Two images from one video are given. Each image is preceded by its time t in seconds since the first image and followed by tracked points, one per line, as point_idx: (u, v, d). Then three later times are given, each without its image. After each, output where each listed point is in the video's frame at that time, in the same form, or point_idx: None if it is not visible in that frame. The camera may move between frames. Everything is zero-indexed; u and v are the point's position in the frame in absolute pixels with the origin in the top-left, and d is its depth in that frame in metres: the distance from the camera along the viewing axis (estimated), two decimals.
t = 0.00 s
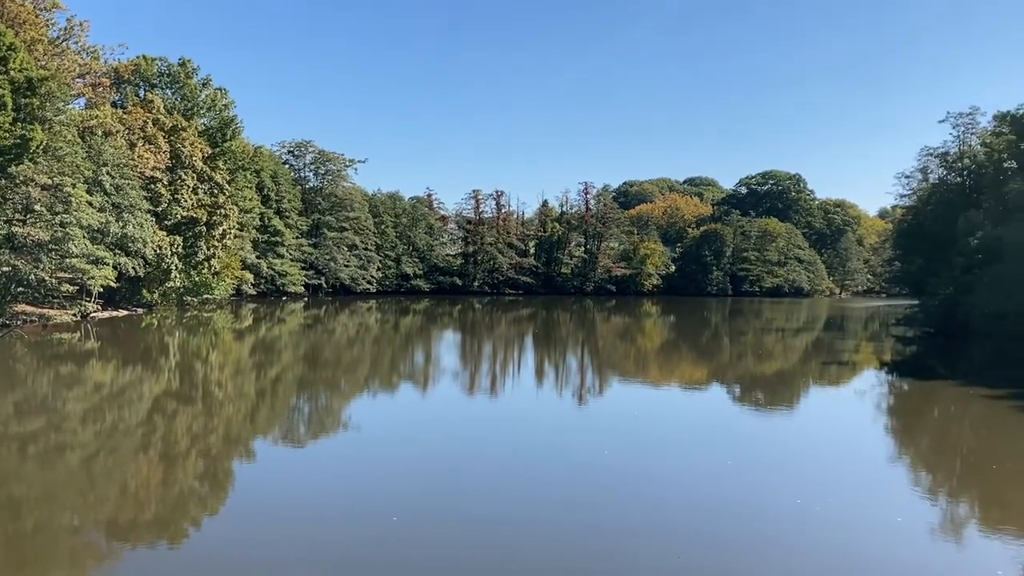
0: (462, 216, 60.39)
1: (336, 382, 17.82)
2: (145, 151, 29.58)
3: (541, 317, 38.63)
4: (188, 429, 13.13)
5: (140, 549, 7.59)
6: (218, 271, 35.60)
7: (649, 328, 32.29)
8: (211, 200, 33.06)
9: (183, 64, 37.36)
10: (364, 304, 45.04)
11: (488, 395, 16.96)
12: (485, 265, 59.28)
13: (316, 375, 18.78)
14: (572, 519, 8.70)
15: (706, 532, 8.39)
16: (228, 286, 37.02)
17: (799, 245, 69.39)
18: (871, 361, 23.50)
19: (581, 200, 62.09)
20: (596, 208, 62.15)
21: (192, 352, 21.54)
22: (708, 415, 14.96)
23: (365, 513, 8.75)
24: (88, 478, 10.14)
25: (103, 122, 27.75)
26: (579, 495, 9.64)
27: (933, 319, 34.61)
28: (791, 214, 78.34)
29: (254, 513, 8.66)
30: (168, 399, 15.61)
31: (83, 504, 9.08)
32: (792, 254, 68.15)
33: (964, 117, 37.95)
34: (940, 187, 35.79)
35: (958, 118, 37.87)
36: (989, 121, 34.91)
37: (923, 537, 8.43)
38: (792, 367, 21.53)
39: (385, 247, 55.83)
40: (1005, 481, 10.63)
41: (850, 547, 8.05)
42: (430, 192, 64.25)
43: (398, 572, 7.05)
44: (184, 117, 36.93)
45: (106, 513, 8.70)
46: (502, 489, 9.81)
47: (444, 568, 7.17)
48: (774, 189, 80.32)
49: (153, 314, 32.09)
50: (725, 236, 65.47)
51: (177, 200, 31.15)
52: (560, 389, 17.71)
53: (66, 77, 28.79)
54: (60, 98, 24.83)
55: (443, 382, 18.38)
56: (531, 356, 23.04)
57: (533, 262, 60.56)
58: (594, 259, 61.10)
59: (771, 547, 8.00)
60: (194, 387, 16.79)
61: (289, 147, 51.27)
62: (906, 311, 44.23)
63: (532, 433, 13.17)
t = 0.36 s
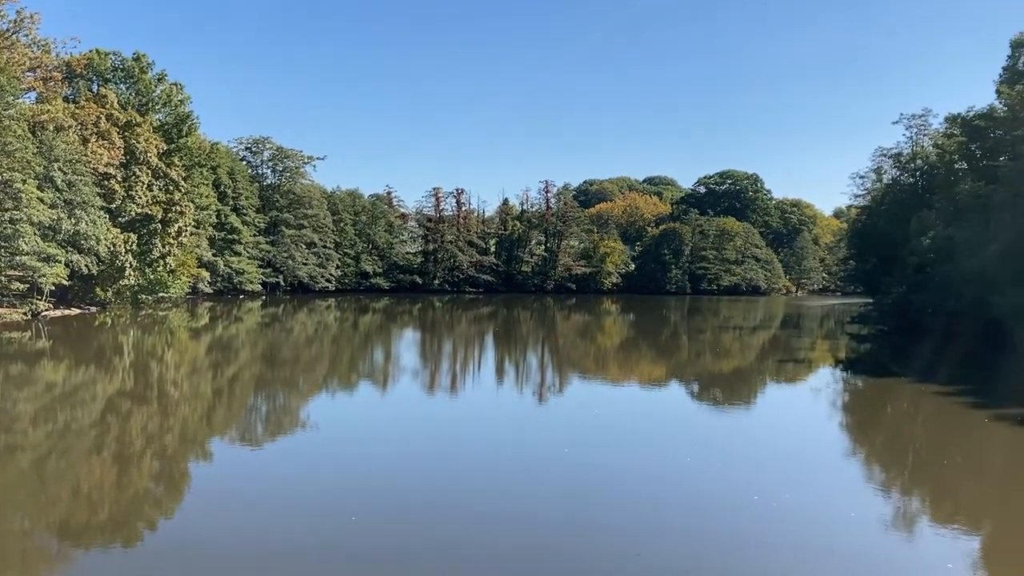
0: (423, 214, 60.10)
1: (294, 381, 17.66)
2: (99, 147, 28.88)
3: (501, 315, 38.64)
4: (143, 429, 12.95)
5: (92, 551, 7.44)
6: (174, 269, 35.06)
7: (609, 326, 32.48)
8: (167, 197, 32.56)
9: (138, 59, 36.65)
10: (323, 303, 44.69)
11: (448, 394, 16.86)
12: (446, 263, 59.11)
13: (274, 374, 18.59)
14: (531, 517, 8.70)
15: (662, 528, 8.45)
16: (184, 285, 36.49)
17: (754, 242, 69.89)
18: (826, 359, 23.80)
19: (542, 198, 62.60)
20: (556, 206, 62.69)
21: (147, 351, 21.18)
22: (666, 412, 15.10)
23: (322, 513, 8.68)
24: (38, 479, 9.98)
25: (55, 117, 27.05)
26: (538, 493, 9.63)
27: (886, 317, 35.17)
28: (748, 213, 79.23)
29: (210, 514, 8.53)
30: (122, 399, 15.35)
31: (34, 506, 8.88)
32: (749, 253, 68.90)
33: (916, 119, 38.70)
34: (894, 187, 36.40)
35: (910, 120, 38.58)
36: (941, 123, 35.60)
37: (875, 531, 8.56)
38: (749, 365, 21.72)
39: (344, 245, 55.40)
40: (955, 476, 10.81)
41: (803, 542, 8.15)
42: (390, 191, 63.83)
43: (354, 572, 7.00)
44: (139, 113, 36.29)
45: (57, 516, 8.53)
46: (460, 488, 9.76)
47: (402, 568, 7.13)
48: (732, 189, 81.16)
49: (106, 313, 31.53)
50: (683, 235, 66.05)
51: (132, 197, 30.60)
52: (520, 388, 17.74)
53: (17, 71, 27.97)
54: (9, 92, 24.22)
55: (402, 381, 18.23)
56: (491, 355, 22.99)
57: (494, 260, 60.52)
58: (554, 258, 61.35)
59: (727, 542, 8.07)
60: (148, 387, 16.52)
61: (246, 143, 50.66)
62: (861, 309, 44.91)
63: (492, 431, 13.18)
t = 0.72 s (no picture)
0: (387, 212, 59.88)
1: (256, 382, 17.45)
2: (55, 144, 28.24)
3: (465, 314, 38.66)
4: (102, 430, 12.76)
5: (49, 555, 7.32)
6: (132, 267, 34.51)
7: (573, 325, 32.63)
8: (125, 195, 32.04)
9: (95, 54, 35.93)
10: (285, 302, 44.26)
11: (412, 394, 16.81)
12: (409, 262, 58.90)
13: (235, 374, 18.39)
14: (493, 515, 8.74)
15: (623, 525, 8.51)
16: (143, 283, 35.93)
17: (716, 243, 71.63)
18: (786, 357, 24.14)
19: (506, 198, 62.64)
20: (521, 206, 62.77)
21: (105, 351, 20.80)
22: (631, 409, 15.25)
23: (285, 513, 8.63)
24: None
25: (9, 113, 26.41)
26: (502, 492, 9.66)
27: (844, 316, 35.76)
28: (709, 213, 80.03)
29: (171, 517, 8.42)
30: (79, 400, 15.08)
31: None
32: (711, 252, 70.29)
33: (874, 121, 39.35)
34: (852, 188, 37.03)
35: (868, 122, 39.29)
36: (898, 125, 36.32)
37: (834, 526, 8.72)
38: (711, 363, 21.96)
39: (306, 244, 54.92)
40: (911, 471, 11.05)
41: (764, 537, 8.29)
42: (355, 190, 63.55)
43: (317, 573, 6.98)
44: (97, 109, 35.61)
45: (12, 519, 8.35)
46: (425, 488, 9.77)
47: (365, 568, 7.13)
48: (693, 189, 81.88)
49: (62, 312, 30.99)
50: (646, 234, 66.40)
51: (90, 195, 30.03)
52: (485, 387, 17.76)
53: None
54: None
55: (366, 381, 18.13)
56: (455, 354, 22.94)
57: (457, 260, 60.44)
58: (519, 258, 61.48)
59: (689, 539, 8.16)
60: (107, 388, 16.26)
61: (206, 141, 50.00)
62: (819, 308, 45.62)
63: (458, 431, 13.16)
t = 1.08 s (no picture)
0: (344, 211, 59.02)
1: (212, 382, 17.20)
2: (4, 140, 27.48)
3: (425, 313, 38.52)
4: (54, 432, 12.49)
5: None
6: (84, 266, 33.82)
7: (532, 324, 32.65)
8: (77, 192, 31.35)
9: (46, 49, 35.02)
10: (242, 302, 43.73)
11: (372, 394, 16.71)
12: (368, 261, 58.55)
13: (191, 375, 18.10)
14: (452, 514, 8.73)
15: (581, 523, 8.55)
16: (95, 283, 35.22)
17: (674, 242, 72.76)
18: (744, 355, 24.41)
19: (467, 196, 61.98)
20: (481, 204, 62.50)
21: (56, 352, 20.33)
22: (592, 407, 15.35)
23: (242, 515, 8.53)
24: None
25: None
26: (460, 491, 9.65)
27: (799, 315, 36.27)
28: (668, 214, 80.76)
29: (125, 520, 8.26)
30: (30, 402, 14.72)
31: None
32: (669, 252, 71.28)
33: (829, 122, 39.96)
34: (807, 189, 37.59)
35: (823, 123, 39.90)
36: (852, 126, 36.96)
37: (790, 521, 8.83)
38: (669, 362, 22.11)
39: (263, 243, 54.28)
40: (864, 466, 11.25)
41: (723, 533, 8.37)
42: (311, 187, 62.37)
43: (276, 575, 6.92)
44: (48, 105, 34.75)
45: None
46: (382, 488, 9.75)
47: (326, 569, 7.08)
48: (652, 189, 82.50)
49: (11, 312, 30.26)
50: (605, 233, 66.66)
51: (40, 193, 29.30)
52: (445, 386, 17.72)
53: None
54: None
55: (325, 381, 17.96)
56: (415, 354, 22.83)
57: (417, 259, 60.21)
58: (479, 257, 61.63)
59: (647, 536, 8.21)
60: (57, 389, 15.89)
61: (161, 138, 49.14)
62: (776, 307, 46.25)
63: (419, 431, 13.10)
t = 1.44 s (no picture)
0: (303, 210, 58.67)
1: (167, 383, 16.94)
2: None
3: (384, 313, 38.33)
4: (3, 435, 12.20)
5: None
6: (35, 266, 33.07)
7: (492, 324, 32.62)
8: (27, 190, 30.58)
9: None
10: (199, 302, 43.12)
11: (330, 394, 16.60)
12: (327, 261, 58.09)
13: (146, 376, 17.80)
14: (413, 515, 8.71)
15: (542, 522, 8.56)
16: (46, 282, 34.44)
17: (633, 242, 73.36)
18: (701, 354, 24.74)
19: (427, 196, 62.10)
20: (441, 204, 62.55)
21: (6, 354, 19.83)
22: (553, 407, 15.36)
23: (198, 517, 8.41)
24: None
25: None
26: (420, 491, 9.64)
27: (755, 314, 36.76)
28: (627, 214, 81.30)
29: (77, 525, 8.10)
30: None
31: None
32: (629, 252, 71.82)
33: (784, 124, 40.56)
34: (763, 189, 38.10)
35: (779, 124, 40.50)
36: (807, 128, 37.51)
37: (746, 518, 8.96)
38: (628, 361, 22.29)
39: (220, 242, 53.56)
40: (819, 463, 11.44)
41: (683, 530, 8.45)
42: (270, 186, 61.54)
43: None
44: None
45: None
46: (345, 488, 9.71)
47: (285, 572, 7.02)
48: (612, 189, 82.86)
49: None
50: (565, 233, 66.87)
51: None
52: (405, 386, 17.63)
53: None
54: None
55: (283, 382, 17.84)
56: (374, 354, 22.71)
57: (376, 258, 59.86)
58: (439, 256, 61.54)
59: (606, 534, 8.26)
60: (6, 391, 15.51)
61: (115, 136, 48.28)
62: (733, 306, 46.79)
63: (379, 432, 13.01)
